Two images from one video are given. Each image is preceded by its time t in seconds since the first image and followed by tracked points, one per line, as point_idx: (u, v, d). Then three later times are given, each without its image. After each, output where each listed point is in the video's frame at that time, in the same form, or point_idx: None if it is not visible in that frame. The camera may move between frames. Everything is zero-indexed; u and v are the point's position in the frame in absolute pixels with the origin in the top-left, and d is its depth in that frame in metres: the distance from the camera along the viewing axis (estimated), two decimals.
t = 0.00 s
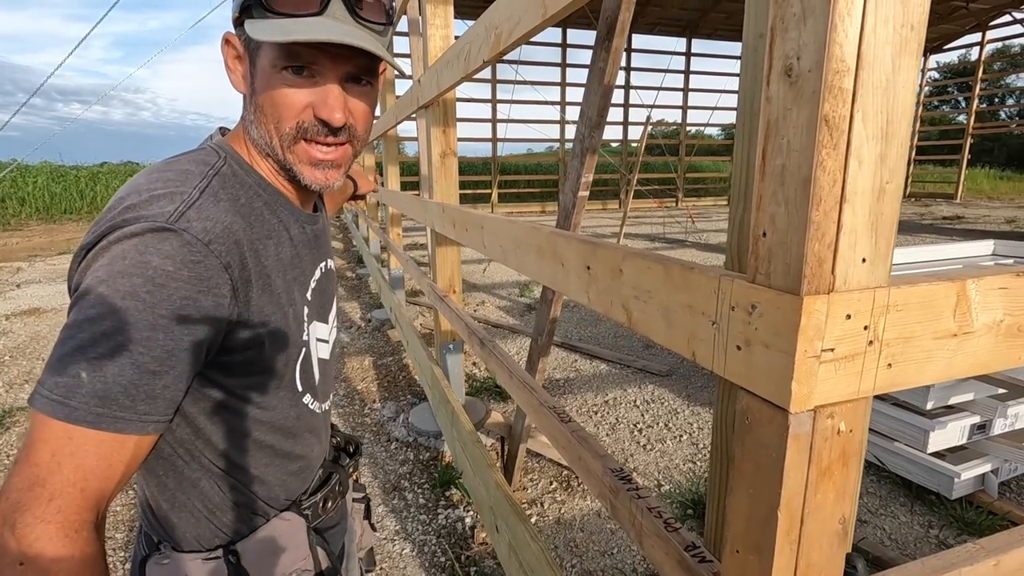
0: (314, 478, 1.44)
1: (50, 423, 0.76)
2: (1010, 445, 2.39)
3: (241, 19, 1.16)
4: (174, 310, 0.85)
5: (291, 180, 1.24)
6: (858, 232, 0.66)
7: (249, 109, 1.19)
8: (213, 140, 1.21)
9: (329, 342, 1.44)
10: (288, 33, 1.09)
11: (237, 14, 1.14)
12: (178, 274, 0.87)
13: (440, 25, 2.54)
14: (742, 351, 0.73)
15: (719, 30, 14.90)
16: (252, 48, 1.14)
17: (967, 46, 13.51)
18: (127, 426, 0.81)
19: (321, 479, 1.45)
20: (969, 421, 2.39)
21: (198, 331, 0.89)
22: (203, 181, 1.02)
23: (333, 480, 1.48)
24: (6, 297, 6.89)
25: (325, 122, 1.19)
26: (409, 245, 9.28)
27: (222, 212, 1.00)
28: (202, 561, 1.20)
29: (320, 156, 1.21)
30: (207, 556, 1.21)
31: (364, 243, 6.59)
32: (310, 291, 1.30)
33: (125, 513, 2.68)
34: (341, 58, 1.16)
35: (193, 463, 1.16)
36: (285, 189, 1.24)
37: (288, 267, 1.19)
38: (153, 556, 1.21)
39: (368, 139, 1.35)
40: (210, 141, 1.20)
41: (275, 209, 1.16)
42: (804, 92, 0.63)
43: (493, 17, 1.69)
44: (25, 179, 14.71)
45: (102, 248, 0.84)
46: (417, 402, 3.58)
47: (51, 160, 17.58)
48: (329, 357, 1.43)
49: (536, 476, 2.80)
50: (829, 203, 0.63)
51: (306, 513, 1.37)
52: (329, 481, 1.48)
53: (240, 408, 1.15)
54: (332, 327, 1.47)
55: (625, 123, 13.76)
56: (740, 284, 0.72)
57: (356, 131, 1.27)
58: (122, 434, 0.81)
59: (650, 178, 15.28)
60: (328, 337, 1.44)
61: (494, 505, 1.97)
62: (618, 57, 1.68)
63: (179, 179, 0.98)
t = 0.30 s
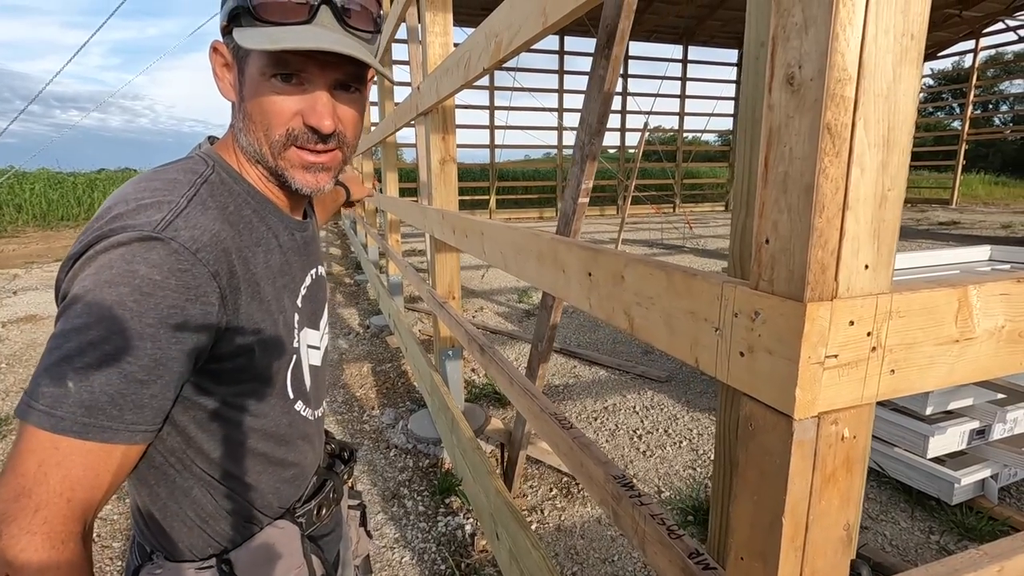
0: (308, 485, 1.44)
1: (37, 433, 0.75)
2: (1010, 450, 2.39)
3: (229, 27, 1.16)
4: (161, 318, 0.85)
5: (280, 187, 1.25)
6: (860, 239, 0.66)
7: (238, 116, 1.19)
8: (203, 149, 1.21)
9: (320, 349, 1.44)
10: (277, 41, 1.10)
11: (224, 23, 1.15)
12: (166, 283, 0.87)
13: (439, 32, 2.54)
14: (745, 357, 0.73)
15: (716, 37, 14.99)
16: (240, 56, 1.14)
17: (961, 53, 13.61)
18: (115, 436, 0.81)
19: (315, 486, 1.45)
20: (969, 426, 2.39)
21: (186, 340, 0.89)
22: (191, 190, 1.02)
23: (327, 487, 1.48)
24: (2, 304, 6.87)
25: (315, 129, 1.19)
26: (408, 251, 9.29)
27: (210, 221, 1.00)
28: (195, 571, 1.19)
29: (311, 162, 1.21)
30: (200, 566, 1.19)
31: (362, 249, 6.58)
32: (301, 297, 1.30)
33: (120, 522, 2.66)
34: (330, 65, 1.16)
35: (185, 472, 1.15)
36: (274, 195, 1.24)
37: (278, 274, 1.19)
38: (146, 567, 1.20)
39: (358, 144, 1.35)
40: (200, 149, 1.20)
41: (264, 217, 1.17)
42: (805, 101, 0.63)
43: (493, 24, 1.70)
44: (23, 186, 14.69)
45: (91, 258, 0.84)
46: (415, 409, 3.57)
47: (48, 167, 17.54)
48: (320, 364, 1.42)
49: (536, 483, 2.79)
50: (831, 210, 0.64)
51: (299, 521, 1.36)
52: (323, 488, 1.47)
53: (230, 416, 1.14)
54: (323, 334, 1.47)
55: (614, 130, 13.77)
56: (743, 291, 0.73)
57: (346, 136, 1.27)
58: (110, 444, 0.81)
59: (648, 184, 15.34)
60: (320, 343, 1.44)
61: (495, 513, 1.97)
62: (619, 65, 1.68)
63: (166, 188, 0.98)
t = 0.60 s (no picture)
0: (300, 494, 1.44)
1: (14, 449, 0.75)
2: (1009, 455, 2.39)
3: (218, 35, 1.15)
4: (143, 334, 0.85)
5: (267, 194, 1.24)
6: (861, 246, 0.66)
7: (226, 126, 1.18)
8: (188, 159, 1.20)
9: (312, 357, 1.43)
10: (268, 53, 1.09)
11: (212, 32, 1.14)
12: (148, 299, 0.87)
13: (438, 40, 2.55)
14: (746, 364, 0.73)
15: (711, 44, 15.09)
16: (229, 67, 1.14)
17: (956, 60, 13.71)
18: (95, 454, 0.81)
19: (308, 496, 1.43)
20: (968, 432, 2.39)
21: (167, 353, 0.89)
22: (176, 204, 1.01)
23: (321, 496, 1.47)
24: None
25: (305, 139, 1.18)
26: (406, 257, 9.31)
27: (195, 235, 1.00)
28: None
29: (301, 171, 1.20)
30: None
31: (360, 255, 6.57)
32: (289, 305, 1.30)
33: (114, 531, 2.64)
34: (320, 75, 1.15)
35: (174, 484, 1.14)
36: (259, 203, 1.24)
37: (264, 284, 1.18)
38: None
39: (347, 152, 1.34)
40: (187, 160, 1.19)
41: (249, 226, 1.17)
42: (805, 109, 0.64)
43: (493, 33, 1.71)
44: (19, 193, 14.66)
45: (72, 274, 0.83)
46: (414, 416, 3.56)
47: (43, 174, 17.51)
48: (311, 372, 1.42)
49: (536, 490, 2.78)
50: (832, 217, 0.64)
51: (293, 530, 1.35)
52: (316, 497, 1.46)
53: (218, 426, 1.14)
54: (315, 341, 1.46)
55: (619, 137, 14.01)
56: (744, 298, 0.73)
57: (336, 145, 1.26)
58: (89, 460, 0.80)
59: (645, 190, 15.38)
60: (311, 351, 1.43)
61: (495, 521, 1.96)
62: (618, 73, 1.69)
63: (151, 202, 0.97)
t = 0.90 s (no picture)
0: (288, 506, 1.40)
1: None
2: (1009, 461, 2.39)
3: (215, 52, 1.11)
4: (108, 352, 0.85)
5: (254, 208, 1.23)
6: (867, 252, 0.66)
7: (220, 143, 1.15)
8: (173, 172, 1.19)
9: (304, 371, 1.41)
10: (282, 83, 1.09)
11: (207, 48, 1.11)
12: (111, 317, 0.87)
13: (438, 48, 2.55)
14: (752, 371, 0.73)
15: (707, 53, 15.19)
16: (228, 87, 1.11)
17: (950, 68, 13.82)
18: (59, 472, 0.83)
19: (296, 508, 1.40)
20: (969, 438, 2.38)
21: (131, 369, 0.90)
22: (147, 217, 1.02)
23: (310, 508, 1.42)
24: None
25: (305, 162, 1.18)
26: (405, 265, 9.32)
27: (164, 250, 1.00)
28: None
29: (298, 192, 1.20)
30: None
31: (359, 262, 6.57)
32: (274, 319, 1.28)
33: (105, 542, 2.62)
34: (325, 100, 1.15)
35: (150, 497, 1.13)
36: (245, 218, 1.24)
37: (243, 298, 1.18)
38: None
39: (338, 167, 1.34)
40: (170, 175, 1.17)
41: (228, 238, 1.17)
42: (810, 117, 0.64)
43: (493, 41, 1.71)
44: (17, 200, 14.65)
45: (34, 290, 0.84)
46: (413, 424, 3.55)
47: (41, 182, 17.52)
48: (302, 387, 1.40)
49: (536, 498, 2.77)
50: (837, 225, 0.64)
51: (278, 544, 1.32)
52: (305, 509, 1.42)
53: (194, 440, 1.12)
54: (307, 353, 1.44)
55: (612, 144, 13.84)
56: (750, 305, 0.73)
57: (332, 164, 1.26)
58: (52, 478, 0.82)
59: (643, 197, 15.44)
60: (304, 365, 1.41)
61: (495, 530, 1.95)
62: (619, 81, 1.71)
63: (120, 216, 0.98)
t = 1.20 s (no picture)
0: (268, 527, 1.34)
1: None
2: (1010, 467, 2.39)
3: (204, 68, 1.09)
4: (71, 374, 0.86)
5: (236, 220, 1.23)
6: (869, 260, 0.66)
7: (207, 158, 1.13)
8: (149, 184, 1.19)
9: (283, 388, 1.35)
10: (290, 108, 1.09)
11: (196, 63, 1.08)
12: (67, 336, 0.86)
13: (437, 56, 2.56)
14: (755, 379, 0.73)
15: (705, 60, 15.29)
16: (219, 104, 1.09)
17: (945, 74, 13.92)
18: (48, 494, 0.85)
19: (276, 528, 1.33)
20: (969, 444, 2.39)
21: (99, 387, 0.90)
22: (104, 231, 1.01)
23: (292, 529, 1.35)
24: None
25: (297, 179, 1.18)
26: (404, 272, 9.32)
27: (120, 265, 0.99)
28: None
29: (287, 207, 1.21)
30: None
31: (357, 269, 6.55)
32: (246, 333, 1.25)
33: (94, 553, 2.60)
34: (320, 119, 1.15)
35: (111, 515, 1.11)
36: (224, 233, 1.24)
37: (212, 312, 1.17)
38: None
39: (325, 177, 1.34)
40: (143, 187, 1.18)
41: (198, 250, 1.17)
42: (812, 124, 0.64)
43: (493, 49, 1.71)
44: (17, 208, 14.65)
45: None
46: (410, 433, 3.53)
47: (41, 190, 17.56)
48: (279, 404, 1.34)
49: (536, 506, 2.76)
50: (840, 232, 0.64)
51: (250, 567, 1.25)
52: (286, 530, 1.35)
53: (158, 458, 1.11)
54: (292, 366, 1.39)
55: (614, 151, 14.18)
56: (753, 312, 0.72)
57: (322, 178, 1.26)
58: (42, 503, 0.85)
59: (642, 203, 15.49)
60: (285, 381, 1.36)
61: (495, 538, 1.94)
62: (617, 90, 1.72)
63: (75, 231, 0.97)
